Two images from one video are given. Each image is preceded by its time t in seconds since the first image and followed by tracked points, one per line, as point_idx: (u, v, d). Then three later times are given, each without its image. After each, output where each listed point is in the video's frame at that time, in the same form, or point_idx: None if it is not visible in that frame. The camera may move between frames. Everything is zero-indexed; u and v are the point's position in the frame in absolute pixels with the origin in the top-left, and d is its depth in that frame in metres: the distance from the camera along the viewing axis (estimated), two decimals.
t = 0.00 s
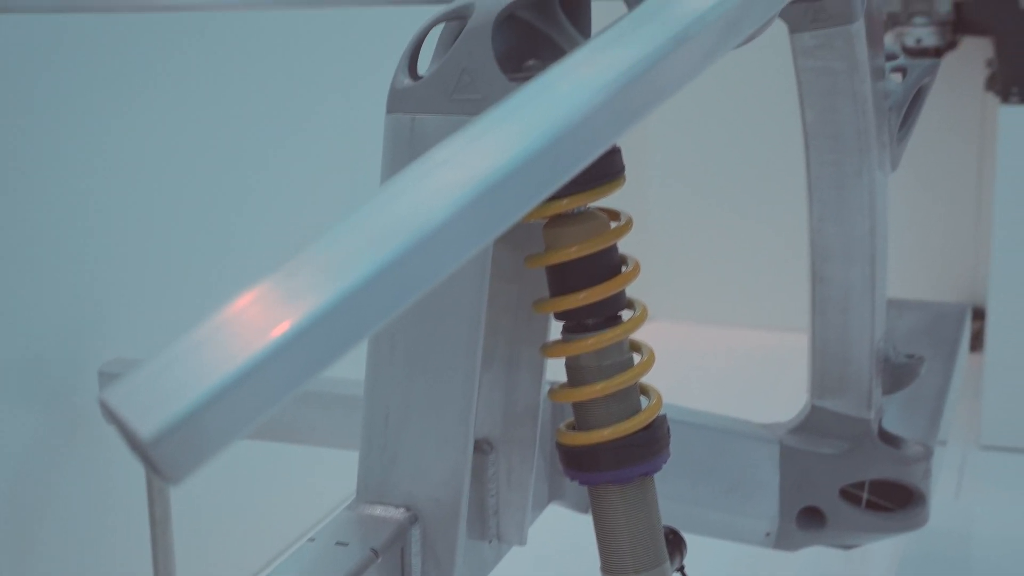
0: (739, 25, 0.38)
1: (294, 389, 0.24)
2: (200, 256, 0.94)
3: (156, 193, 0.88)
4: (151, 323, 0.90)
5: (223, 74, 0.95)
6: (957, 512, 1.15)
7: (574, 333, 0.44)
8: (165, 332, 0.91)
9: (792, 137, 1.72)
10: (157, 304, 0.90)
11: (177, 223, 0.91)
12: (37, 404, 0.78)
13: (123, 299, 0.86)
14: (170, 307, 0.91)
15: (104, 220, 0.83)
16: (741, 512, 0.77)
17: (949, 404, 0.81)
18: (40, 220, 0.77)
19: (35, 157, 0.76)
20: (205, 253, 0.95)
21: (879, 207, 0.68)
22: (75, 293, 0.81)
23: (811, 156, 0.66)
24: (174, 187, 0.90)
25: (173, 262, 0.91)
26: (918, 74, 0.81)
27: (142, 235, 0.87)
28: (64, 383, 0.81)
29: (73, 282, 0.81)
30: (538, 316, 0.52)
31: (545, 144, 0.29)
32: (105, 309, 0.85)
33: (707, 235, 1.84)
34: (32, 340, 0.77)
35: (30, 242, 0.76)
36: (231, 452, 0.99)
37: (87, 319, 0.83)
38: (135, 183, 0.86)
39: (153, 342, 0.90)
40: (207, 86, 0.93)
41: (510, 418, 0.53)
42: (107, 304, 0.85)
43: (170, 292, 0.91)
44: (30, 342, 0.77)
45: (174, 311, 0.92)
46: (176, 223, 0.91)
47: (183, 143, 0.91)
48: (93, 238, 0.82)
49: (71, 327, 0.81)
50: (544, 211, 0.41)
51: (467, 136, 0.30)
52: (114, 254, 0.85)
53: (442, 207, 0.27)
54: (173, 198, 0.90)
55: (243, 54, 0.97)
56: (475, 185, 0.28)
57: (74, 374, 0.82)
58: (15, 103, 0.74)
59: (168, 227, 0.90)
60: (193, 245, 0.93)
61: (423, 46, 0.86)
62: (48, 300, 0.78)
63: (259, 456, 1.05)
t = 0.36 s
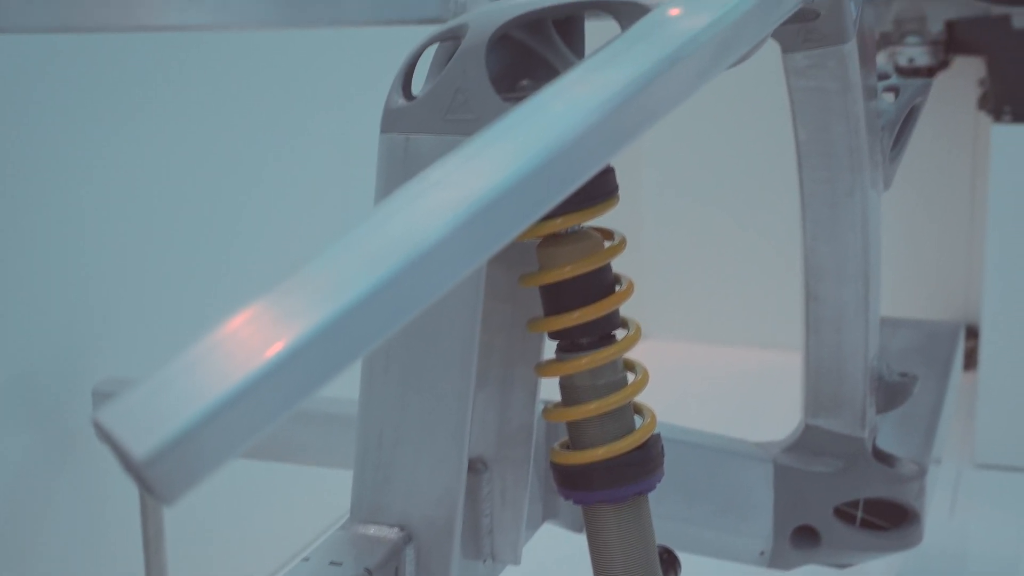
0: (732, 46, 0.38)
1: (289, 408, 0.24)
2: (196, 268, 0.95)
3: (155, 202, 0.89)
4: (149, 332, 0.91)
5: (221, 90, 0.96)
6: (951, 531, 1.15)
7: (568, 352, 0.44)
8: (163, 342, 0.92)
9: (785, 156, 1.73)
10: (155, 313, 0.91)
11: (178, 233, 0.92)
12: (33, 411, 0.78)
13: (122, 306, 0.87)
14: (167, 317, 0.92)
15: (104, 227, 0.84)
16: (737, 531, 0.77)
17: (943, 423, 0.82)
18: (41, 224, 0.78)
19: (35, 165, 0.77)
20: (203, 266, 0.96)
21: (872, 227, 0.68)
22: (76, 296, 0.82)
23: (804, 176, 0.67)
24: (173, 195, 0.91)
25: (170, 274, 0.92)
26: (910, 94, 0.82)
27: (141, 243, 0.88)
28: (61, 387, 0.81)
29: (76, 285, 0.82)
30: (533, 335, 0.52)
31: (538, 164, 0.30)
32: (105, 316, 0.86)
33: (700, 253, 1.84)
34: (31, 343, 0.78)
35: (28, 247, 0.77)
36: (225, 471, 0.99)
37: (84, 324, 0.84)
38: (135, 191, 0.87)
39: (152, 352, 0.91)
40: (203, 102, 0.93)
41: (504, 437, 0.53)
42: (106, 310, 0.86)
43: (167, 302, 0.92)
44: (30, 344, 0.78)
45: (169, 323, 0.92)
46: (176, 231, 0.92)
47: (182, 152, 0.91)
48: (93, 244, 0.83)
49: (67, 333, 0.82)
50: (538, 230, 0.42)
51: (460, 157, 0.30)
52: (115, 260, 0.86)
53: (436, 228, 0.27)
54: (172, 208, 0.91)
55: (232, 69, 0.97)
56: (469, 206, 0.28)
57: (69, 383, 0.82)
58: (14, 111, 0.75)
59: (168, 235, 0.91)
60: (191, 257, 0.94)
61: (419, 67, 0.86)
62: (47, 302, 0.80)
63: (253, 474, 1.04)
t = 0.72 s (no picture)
0: (721, 63, 0.38)
1: (280, 425, 0.24)
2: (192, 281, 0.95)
3: (154, 213, 0.90)
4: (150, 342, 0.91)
5: (215, 104, 0.96)
6: (942, 545, 1.15)
7: (558, 369, 0.44)
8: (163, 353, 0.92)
9: (775, 172, 1.73)
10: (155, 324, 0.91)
11: (178, 242, 0.93)
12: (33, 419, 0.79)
13: (121, 317, 0.87)
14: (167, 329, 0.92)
15: (105, 236, 0.85)
16: (728, 546, 0.77)
17: (933, 438, 0.82)
18: (41, 232, 0.79)
19: (37, 175, 0.78)
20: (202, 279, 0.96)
21: (861, 242, 0.68)
22: (76, 300, 0.82)
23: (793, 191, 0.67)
24: (172, 203, 0.92)
25: (168, 285, 0.92)
26: (900, 110, 0.82)
27: (141, 251, 0.89)
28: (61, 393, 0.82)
29: (76, 292, 0.82)
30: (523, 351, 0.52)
31: (528, 180, 0.30)
32: (105, 325, 0.86)
33: (691, 269, 1.85)
34: (31, 348, 0.79)
35: (29, 254, 0.78)
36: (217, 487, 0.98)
37: (83, 332, 0.84)
38: (135, 201, 0.88)
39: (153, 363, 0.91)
40: (197, 117, 0.94)
41: (495, 452, 0.53)
42: (106, 319, 0.86)
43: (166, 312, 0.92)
44: (31, 349, 0.79)
45: (169, 334, 0.92)
46: (175, 239, 0.93)
47: (183, 161, 0.92)
48: (93, 249, 0.84)
49: (67, 338, 0.82)
50: (528, 247, 0.42)
51: (450, 173, 0.30)
52: (116, 267, 0.86)
53: (426, 244, 0.28)
54: (173, 218, 0.92)
55: (226, 84, 0.97)
56: (459, 222, 0.28)
57: (67, 387, 0.82)
58: (14, 123, 0.76)
59: (168, 245, 0.92)
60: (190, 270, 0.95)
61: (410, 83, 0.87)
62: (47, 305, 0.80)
63: (243, 490, 1.04)
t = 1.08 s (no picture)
0: (713, 77, 0.38)
1: (270, 440, 0.24)
2: (191, 289, 0.96)
3: (152, 222, 0.91)
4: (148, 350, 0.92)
5: (209, 118, 0.96)
6: (933, 558, 1.15)
7: (549, 383, 0.44)
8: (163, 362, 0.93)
9: (766, 186, 1.74)
10: (153, 333, 0.92)
11: (177, 251, 0.94)
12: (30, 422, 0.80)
13: (118, 325, 0.88)
14: (166, 337, 0.93)
15: (105, 243, 0.86)
16: (719, 562, 0.77)
17: (925, 451, 0.82)
18: (42, 240, 0.80)
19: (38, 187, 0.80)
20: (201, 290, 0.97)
21: (852, 257, 0.68)
22: (75, 307, 0.84)
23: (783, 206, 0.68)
24: (172, 211, 0.93)
25: (166, 295, 0.93)
26: (889, 124, 0.83)
27: (141, 259, 0.90)
28: (60, 395, 0.83)
29: (76, 298, 0.84)
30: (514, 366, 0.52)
31: (520, 195, 0.30)
32: (103, 332, 0.87)
33: (683, 283, 1.84)
34: (30, 353, 0.80)
35: (30, 263, 0.79)
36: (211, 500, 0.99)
37: (82, 339, 0.85)
38: (134, 209, 0.89)
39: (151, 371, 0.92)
40: (189, 131, 0.94)
41: (486, 468, 0.54)
42: (105, 326, 0.87)
43: (165, 319, 0.93)
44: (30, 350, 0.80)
45: (167, 342, 0.93)
46: (175, 246, 0.93)
47: (181, 168, 0.93)
48: (94, 256, 0.85)
49: (65, 344, 0.83)
50: (518, 262, 0.42)
51: (442, 188, 0.30)
52: (117, 274, 0.88)
53: (418, 259, 0.28)
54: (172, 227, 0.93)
55: (220, 99, 0.97)
56: (451, 237, 0.28)
57: (66, 390, 0.84)
58: (13, 134, 0.77)
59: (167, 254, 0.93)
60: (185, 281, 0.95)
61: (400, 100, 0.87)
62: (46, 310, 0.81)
63: (236, 505, 1.04)
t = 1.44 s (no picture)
0: (703, 91, 0.38)
1: (262, 455, 0.24)
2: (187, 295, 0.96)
3: (152, 226, 0.92)
4: (147, 356, 0.93)
5: (205, 129, 0.97)
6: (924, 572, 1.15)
7: (540, 398, 0.44)
8: (161, 365, 0.94)
9: (758, 201, 1.73)
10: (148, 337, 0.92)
11: (176, 254, 0.94)
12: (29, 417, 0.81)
13: (115, 326, 0.89)
14: (160, 341, 0.94)
15: (106, 244, 0.87)
16: None
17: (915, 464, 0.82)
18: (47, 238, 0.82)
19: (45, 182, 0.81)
20: (197, 298, 0.98)
21: (842, 270, 0.69)
22: (75, 307, 0.85)
23: (775, 220, 0.68)
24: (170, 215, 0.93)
25: (165, 299, 0.94)
26: (879, 140, 0.83)
27: (140, 257, 0.90)
28: (58, 394, 0.84)
29: (76, 299, 0.85)
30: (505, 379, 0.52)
31: (510, 210, 0.30)
32: (102, 332, 0.88)
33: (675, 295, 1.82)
34: (30, 351, 0.81)
35: (31, 263, 0.80)
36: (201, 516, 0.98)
37: (82, 338, 0.86)
38: (135, 208, 0.90)
39: (146, 373, 0.93)
40: (186, 143, 0.94)
41: (477, 482, 0.54)
42: (103, 325, 0.88)
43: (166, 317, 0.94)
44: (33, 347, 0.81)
45: (160, 347, 0.94)
46: (175, 246, 0.94)
47: (187, 169, 0.95)
48: (96, 251, 0.86)
49: (65, 344, 0.84)
50: (509, 276, 0.42)
51: (434, 203, 0.30)
52: (118, 273, 0.89)
53: (409, 274, 0.28)
54: (171, 232, 0.94)
55: (216, 110, 0.98)
56: (442, 252, 0.28)
57: (65, 386, 0.85)
58: (13, 138, 0.78)
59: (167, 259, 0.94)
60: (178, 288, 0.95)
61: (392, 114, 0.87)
62: (47, 309, 0.82)
63: (228, 519, 1.03)
